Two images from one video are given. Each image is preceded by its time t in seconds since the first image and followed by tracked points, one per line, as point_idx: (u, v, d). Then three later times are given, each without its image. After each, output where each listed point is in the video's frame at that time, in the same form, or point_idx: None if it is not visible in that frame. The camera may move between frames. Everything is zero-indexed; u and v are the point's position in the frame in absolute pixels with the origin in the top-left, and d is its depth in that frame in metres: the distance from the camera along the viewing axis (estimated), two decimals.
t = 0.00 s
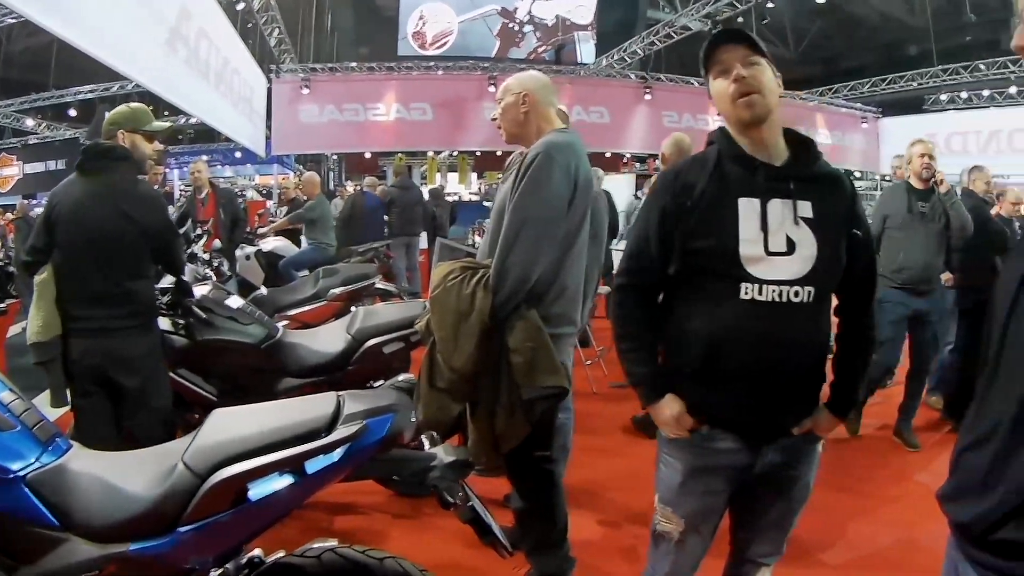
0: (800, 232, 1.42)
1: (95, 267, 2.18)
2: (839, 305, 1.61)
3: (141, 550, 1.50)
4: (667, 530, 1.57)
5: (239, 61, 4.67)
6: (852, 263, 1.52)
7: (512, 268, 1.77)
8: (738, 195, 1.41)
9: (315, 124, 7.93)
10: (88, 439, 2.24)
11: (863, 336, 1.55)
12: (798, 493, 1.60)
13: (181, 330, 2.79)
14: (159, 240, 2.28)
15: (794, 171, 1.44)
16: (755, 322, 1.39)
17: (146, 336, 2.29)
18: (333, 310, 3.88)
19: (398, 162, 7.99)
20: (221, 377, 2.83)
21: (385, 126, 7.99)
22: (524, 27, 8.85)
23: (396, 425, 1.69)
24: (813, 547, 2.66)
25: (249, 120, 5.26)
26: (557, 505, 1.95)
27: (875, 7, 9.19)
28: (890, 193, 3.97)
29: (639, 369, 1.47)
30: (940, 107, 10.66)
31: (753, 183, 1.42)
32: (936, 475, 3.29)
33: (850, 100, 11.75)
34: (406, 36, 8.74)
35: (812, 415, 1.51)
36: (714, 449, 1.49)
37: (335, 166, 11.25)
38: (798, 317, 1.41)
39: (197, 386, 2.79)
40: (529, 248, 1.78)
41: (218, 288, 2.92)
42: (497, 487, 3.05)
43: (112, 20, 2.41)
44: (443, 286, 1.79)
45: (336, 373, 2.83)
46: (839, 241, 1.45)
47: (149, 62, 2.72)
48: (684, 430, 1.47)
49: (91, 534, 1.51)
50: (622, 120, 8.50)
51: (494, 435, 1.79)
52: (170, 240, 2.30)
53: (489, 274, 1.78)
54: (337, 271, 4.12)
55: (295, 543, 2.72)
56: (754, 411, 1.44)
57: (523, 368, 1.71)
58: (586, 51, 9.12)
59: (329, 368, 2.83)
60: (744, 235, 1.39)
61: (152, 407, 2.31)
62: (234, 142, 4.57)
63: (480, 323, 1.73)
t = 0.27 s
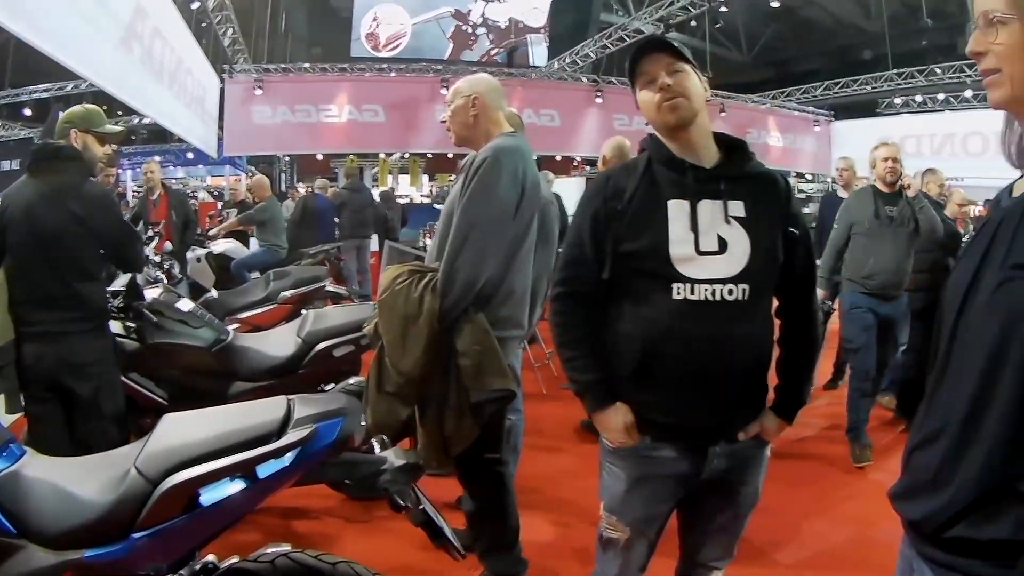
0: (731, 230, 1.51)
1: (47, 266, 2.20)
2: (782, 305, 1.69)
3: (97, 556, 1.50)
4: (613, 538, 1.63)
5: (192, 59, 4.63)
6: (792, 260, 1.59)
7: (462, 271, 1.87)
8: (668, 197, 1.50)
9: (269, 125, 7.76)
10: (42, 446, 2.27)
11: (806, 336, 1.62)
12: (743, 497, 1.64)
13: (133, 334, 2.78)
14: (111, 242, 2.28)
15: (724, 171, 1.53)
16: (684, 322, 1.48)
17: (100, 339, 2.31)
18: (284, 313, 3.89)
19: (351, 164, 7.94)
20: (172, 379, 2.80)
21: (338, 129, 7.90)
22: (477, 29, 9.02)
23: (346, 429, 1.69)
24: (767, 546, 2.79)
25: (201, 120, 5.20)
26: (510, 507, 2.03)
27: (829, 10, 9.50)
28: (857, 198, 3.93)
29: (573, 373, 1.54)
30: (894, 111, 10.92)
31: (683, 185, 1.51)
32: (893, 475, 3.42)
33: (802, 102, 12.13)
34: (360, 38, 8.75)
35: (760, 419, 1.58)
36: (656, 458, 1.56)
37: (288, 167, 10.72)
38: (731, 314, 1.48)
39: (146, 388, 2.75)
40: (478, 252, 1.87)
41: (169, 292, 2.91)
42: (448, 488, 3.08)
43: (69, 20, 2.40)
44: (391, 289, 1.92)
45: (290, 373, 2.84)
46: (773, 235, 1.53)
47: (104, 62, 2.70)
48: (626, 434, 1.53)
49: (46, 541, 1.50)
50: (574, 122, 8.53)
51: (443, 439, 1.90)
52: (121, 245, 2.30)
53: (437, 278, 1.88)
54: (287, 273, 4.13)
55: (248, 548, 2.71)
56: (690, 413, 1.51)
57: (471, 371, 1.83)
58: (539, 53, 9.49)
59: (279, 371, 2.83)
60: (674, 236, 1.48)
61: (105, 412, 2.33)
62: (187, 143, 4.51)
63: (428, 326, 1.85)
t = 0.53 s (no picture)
0: (674, 228, 1.53)
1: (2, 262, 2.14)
2: (729, 305, 1.71)
3: (57, 563, 1.48)
4: (567, 540, 1.66)
5: (148, 58, 4.56)
6: (739, 260, 1.61)
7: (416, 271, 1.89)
8: (612, 197, 1.54)
9: (224, 124, 7.72)
10: None
11: (753, 335, 1.65)
12: (695, 499, 1.66)
13: (88, 337, 2.72)
14: (64, 230, 2.25)
15: (667, 170, 1.56)
16: (627, 321, 1.49)
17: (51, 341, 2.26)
18: (240, 313, 3.82)
19: (306, 164, 7.90)
20: (127, 382, 2.75)
21: (293, 129, 7.86)
22: (433, 30, 9.43)
23: (302, 432, 1.68)
24: (728, 544, 2.83)
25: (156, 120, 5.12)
26: (465, 508, 2.02)
27: (785, 11, 9.74)
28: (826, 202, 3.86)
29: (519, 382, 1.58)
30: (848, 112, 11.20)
31: (626, 184, 1.54)
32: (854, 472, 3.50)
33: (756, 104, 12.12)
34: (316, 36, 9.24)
35: (711, 420, 1.60)
36: (605, 461, 1.58)
37: (242, 168, 11.13)
38: (677, 313, 1.50)
39: (100, 390, 2.73)
40: (433, 252, 1.90)
41: (125, 292, 2.86)
42: (408, 488, 3.10)
43: (25, 17, 2.35)
44: (342, 290, 1.92)
45: (246, 375, 2.85)
46: (719, 235, 1.55)
47: (59, 60, 2.65)
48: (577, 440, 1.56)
49: (6, 547, 1.47)
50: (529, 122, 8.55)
51: (398, 440, 1.90)
52: (78, 230, 2.29)
53: (391, 279, 1.90)
54: (242, 274, 4.18)
55: (206, 553, 2.69)
56: (634, 411, 1.53)
57: (424, 372, 1.86)
58: (494, 53, 9.96)
59: (236, 373, 2.83)
60: (617, 235, 1.51)
61: (61, 418, 2.29)
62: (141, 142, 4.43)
63: (380, 326, 1.86)
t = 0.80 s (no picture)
0: (655, 224, 1.54)
1: None
2: (709, 302, 1.72)
3: (40, 563, 1.46)
4: (549, 539, 1.66)
5: (128, 52, 4.51)
6: (718, 256, 1.63)
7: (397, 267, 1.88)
8: (592, 193, 1.54)
9: (203, 119, 7.66)
10: None
11: (732, 332, 1.66)
12: (676, 496, 1.67)
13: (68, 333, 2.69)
14: (39, 222, 2.22)
15: (647, 167, 1.58)
16: (607, 318, 1.50)
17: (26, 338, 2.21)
18: (220, 311, 3.88)
19: (283, 159, 7.84)
20: (105, 379, 2.74)
21: (271, 124, 7.79)
22: (415, 27, 9.32)
23: (285, 431, 1.71)
24: (712, 542, 2.84)
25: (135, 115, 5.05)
26: (447, 506, 2.03)
27: (768, 14, 9.81)
28: (827, 203, 3.70)
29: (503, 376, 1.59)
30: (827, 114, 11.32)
31: (607, 180, 1.55)
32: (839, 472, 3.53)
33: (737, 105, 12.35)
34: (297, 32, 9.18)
35: (692, 417, 1.61)
36: (584, 460, 1.59)
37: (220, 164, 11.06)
38: (656, 311, 1.51)
39: (76, 385, 2.71)
40: (414, 247, 1.89)
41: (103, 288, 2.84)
42: (391, 486, 3.10)
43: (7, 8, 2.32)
44: (324, 287, 1.92)
45: (226, 373, 2.82)
46: (697, 231, 1.57)
47: (40, 53, 2.62)
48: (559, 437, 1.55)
49: None
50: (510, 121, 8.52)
51: (379, 439, 1.90)
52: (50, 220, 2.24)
53: (371, 275, 1.89)
54: (222, 271, 4.15)
55: (186, 552, 2.67)
56: (612, 409, 1.54)
57: (405, 369, 1.86)
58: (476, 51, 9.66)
59: (217, 370, 2.82)
60: (597, 231, 1.52)
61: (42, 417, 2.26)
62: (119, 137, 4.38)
63: (360, 322, 1.86)
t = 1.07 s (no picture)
0: (655, 213, 1.55)
1: None
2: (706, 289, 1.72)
3: (32, 556, 1.48)
4: (549, 528, 1.68)
5: (123, 47, 4.50)
6: (716, 244, 1.64)
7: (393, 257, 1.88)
8: (592, 181, 1.55)
9: (198, 113, 7.67)
10: None
11: (728, 320, 1.67)
12: (675, 484, 1.68)
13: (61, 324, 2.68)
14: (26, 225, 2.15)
15: (646, 154, 1.58)
16: (607, 309, 1.51)
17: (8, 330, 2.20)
18: (213, 303, 3.90)
19: (279, 152, 7.82)
20: (100, 371, 2.75)
21: (268, 117, 7.82)
22: (412, 20, 9.32)
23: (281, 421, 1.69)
24: (710, 533, 2.86)
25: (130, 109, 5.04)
26: (446, 496, 2.04)
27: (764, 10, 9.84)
28: (848, 195, 3.60)
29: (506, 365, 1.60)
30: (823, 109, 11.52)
31: (606, 169, 1.55)
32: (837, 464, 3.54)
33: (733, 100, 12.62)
34: (293, 26, 9.04)
35: (689, 406, 1.63)
36: (583, 450, 1.61)
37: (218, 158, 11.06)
38: (656, 301, 1.53)
39: (70, 378, 2.71)
40: (411, 235, 1.88)
41: (98, 280, 2.85)
42: (391, 479, 3.11)
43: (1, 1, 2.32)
44: (320, 276, 1.92)
45: (221, 365, 2.83)
46: (695, 220, 1.58)
47: (34, 46, 2.61)
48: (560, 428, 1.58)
49: None
50: (507, 114, 8.59)
51: (376, 432, 1.91)
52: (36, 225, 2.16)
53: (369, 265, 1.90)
54: (217, 262, 4.11)
55: (183, 546, 2.69)
56: (609, 399, 1.55)
57: (403, 360, 1.87)
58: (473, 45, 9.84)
59: (212, 362, 2.83)
60: (597, 221, 1.53)
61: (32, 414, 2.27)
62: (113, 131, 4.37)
63: (357, 313, 1.86)
